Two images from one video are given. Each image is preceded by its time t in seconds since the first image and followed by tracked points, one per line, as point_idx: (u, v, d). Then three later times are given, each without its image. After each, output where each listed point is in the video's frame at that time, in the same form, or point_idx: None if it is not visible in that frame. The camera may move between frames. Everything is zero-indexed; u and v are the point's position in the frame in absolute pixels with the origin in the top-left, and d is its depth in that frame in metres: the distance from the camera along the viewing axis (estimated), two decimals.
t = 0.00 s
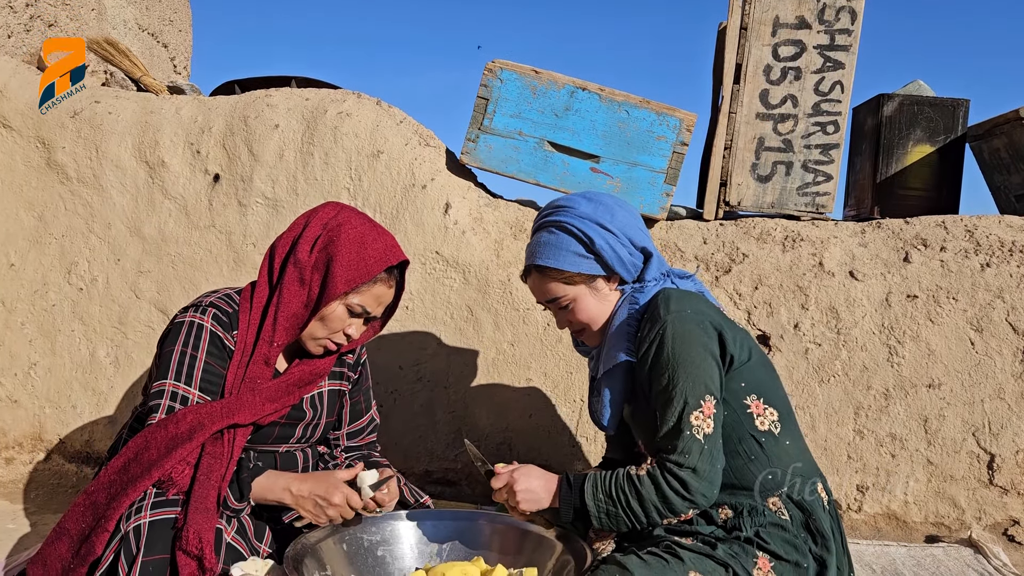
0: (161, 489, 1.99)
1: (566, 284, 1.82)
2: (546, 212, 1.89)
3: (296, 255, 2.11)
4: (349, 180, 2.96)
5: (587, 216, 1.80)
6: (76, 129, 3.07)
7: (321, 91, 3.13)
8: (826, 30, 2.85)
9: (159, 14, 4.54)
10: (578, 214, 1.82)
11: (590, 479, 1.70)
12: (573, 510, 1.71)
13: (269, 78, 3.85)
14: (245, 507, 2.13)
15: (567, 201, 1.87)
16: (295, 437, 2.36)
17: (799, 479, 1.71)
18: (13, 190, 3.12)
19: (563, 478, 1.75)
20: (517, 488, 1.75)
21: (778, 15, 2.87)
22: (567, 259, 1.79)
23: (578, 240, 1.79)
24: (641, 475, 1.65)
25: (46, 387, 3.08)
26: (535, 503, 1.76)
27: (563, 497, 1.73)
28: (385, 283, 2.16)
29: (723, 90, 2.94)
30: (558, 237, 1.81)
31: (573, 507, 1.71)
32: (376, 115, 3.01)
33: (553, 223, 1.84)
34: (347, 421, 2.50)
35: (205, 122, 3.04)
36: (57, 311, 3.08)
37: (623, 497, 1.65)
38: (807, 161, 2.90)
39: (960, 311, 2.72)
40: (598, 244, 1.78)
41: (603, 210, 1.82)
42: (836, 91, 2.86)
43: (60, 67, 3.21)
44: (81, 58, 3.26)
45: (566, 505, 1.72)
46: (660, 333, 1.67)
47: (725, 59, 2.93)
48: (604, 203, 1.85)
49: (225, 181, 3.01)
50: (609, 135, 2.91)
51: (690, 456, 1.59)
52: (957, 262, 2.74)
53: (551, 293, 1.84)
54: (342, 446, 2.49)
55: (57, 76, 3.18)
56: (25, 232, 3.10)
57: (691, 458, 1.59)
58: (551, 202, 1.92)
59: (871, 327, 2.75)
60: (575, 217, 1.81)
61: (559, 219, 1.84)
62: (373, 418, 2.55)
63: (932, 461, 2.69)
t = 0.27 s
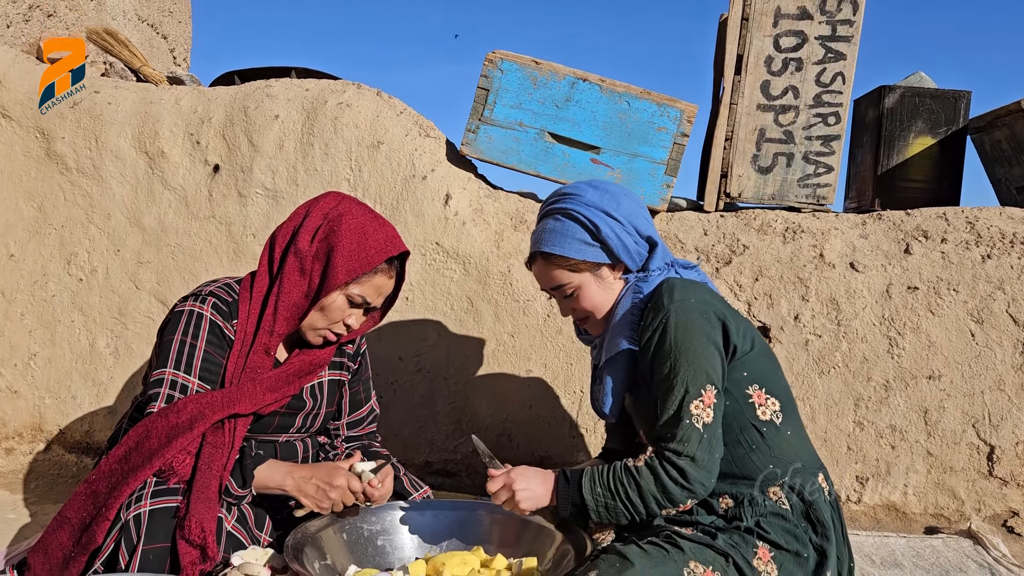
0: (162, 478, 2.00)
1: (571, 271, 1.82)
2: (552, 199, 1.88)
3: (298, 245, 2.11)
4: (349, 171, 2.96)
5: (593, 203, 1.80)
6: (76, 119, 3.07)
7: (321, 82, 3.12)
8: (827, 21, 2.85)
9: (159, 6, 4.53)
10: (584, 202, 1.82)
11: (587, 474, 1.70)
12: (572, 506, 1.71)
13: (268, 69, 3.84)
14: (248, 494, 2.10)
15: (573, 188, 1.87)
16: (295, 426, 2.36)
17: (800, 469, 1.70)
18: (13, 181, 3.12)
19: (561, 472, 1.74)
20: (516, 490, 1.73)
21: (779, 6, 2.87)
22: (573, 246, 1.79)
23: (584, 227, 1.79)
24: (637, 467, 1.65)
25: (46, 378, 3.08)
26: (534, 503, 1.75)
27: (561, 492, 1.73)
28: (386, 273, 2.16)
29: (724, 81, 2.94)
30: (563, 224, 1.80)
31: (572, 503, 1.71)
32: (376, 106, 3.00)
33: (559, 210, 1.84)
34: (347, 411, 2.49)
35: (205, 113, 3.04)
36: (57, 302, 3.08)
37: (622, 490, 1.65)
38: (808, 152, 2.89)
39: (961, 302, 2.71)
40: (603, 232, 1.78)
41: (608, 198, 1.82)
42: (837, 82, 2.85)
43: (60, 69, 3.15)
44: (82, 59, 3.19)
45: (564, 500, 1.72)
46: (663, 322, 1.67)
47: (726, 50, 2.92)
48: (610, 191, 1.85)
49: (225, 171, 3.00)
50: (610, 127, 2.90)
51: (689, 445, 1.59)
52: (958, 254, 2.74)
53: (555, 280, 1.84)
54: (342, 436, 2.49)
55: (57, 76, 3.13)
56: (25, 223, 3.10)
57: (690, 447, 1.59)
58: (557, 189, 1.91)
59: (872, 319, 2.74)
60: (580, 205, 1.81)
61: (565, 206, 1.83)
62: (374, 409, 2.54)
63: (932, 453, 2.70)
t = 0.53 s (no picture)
0: (163, 469, 1.99)
1: (573, 261, 1.81)
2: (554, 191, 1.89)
3: (298, 236, 2.11)
4: (350, 163, 2.95)
5: (595, 194, 1.81)
6: (75, 111, 3.06)
7: (321, 74, 3.11)
8: (829, 13, 2.84)
9: None
10: (587, 192, 1.82)
11: (567, 472, 1.60)
12: (552, 512, 1.59)
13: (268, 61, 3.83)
14: (250, 484, 2.10)
15: (576, 180, 1.88)
16: (296, 418, 2.35)
17: (799, 461, 1.70)
18: (13, 173, 3.11)
19: (538, 474, 1.63)
20: (497, 504, 1.61)
21: None
22: (575, 237, 1.79)
23: (586, 218, 1.79)
24: (620, 457, 1.59)
25: (46, 370, 3.08)
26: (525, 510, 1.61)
27: (541, 492, 1.61)
28: (386, 265, 2.15)
29: (725, 74, 2.93)
30: (565, 214, 1.81)
31: (554, 505, 1.58)
32: (376, 98, 2.99)
33: (561, 201, 1.85)
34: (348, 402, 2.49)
35: (205, 105, 3.03)
36: (57, 294, 3.08)
37: (604, 485, 1.57)
38: (809, 145, 2.88)
39: (961, 296, 2.71)
40: (605, 222, 1.78)
41: (611, 189, 1.82)
42: (839, 75, 2.85)
43: (61, 67, 3.10)
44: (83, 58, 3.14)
45: (544, 502, 1.59)
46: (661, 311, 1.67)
47: (727, 43, 2.91)
48: (613, 182, 1.86)
49: (225, 163, 3.00)
50: (611, 119, 2.89)
51: (676, 430, 1.57)
52: (959, 247, 2.74)
53: (557, 270, 1.84)
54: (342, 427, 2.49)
55: (58, 75, 3.09)
56: (25, 214, 3.10)
57: (677, 433, 1.57)
58: (560, 181, 1.92)
59: (872, 312, 2.74)
60: (583, 195, 1.81)
61: (568, 197, 1.84)
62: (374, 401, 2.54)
63: (932, 446, 2.70)
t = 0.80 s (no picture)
0: (164, 461, 2.00)
1: (570, 248, 1.82)
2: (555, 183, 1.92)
3: (299, 228, 2.10)
4: (349, 156, 2.94)
5: (594, 183, 1.83)
6: (74, 104, 3.05)
7: (320, 66, 3.10)
8: (829, 6, 2.83)
9: None
10: (586, 182, 1.85)
11: (569, 498, 1.59)
12: (567, 542, 1.56)
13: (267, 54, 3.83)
14: (249, 479, 2.11)
15: (576, 173, 1.91)
16: (296, 410, 2.35)
17: (799, 453, 1.71)
18: (11, 166, 3.11)
19: (540, 516, 1.61)
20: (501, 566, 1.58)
21: None
22: (572, 223, 1.81)
23: (584, 205, 1.82)
24: (618, 464, 1.58)
25: (46, 363, 3.07)
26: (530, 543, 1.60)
27: (548, 526, 1.59)
28: (387, 257, 2.14)
29: (726, 66, 2.92)
30: (564, 202, 1.84)
31: (565, 537, 1.56)
32: (376, 91, 2.98)
33: (561, 191, 1.88)
34: (348, 395, 2.49)
35: (204, 98, 3.02)
36: (55, 287, 3.07)
37: (610, 495, 1.56)
38: (809, 138, 2.88)
39: (961, 289, 2.71)
40: (602, 209, 1.80)
41: (609, 179, 1.85)
42: (839, 68, 2.84)
43: (61, 66, 3.08)
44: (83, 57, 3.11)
45: (554, 534, 1.57)
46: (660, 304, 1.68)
47: (727, 36, 2.91)
48: (612, 175, 1.88)
49: (224, 156, 2.99)
50: (611, 112, 2.89)
51: (674, 420, 1.57)
52: (959, 241, 2.74)
53: (555, 258, 1.85)
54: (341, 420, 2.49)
55: (58, 75, 3.07)
56: (24, 207, 3.09)
57: (674, 423, 1.58)
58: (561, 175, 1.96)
59: (872, 306, 2.74)
60: (582, 184, 1.84)
61: (568, 187, 1.87)
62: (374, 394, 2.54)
63: (931, 439, 2.70)
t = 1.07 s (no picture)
0: (162, 454, 1.99)
1: (579, 231, 1.80)
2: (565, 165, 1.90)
3: (298, 222, 2.10)
4: (347, 150, 2.94)
5: (608, 167, 1.82)
6: (71, 97, 3.05)
7: (318, 60, 3.10)
8: None
9: None
10: (599, 166, 1.84)
11: (561, 496, 1.60)
12: (558, 535, 1.58)
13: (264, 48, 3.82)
14: (246, 472, 2.13)
15: (587, 155, 1.89)
16: (295, 404, 2.33)
17: (798, 446, 1.72)
18: (9, 159, 3.10)
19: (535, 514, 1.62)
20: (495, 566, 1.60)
21: None
22: (584, 206, 1.79)
23: (597, 189, 1.80)
24: (608, 460, 1.58)
25: (43, 356, 3.07)
26: (518, 545, 1.62)
27: (543, 523, 1.61)
28: (386, 252, 2.14)
29: (724, 60, 2.92)
30: (577, 185, 1.82)
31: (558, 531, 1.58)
32: (374, 84, 2.98)
33: (572, 173, 1.86)
34: (346, 390, 2.50)
35: (201, 91, 3.01)
36: (53, 281, 3.07)
37: (598, 490, 1.55)
38: (808, 132, 2.88)
39: (959, 283, 2.71)
40: (615, 195, 1.79)
41: (623, 165, 1.84)
42: (838, 62, 2.84)
43: (61, 65, 3.06)
44: (83, 57, 3.08)
45: (549, 531, 1.60)
46: (667, 292, 1.67)
47: (726, 30, 2.90)
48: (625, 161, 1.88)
49: (221, 150, 2.99)
50: (609, 106, 2.88)
51: (669, 410, 1.56)
52: (957, 235, 2.74)
53: (562, 240, 1.82)
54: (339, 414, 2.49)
55: (58, 75, 3.06)
56: (21, 201, 3.08)
57: (669, 414, 1.56)
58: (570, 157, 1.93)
59: (870, 300, 2.74)
60: (596, 168, 1.83)
61: (580, 170, 1.85)
62: (373, 389, 2.55)
63: (929, 433, 2.70)
